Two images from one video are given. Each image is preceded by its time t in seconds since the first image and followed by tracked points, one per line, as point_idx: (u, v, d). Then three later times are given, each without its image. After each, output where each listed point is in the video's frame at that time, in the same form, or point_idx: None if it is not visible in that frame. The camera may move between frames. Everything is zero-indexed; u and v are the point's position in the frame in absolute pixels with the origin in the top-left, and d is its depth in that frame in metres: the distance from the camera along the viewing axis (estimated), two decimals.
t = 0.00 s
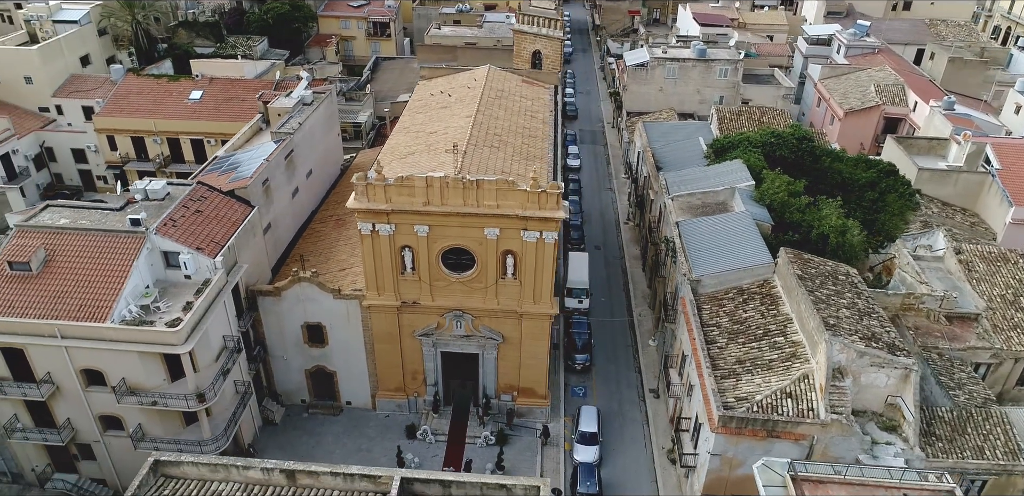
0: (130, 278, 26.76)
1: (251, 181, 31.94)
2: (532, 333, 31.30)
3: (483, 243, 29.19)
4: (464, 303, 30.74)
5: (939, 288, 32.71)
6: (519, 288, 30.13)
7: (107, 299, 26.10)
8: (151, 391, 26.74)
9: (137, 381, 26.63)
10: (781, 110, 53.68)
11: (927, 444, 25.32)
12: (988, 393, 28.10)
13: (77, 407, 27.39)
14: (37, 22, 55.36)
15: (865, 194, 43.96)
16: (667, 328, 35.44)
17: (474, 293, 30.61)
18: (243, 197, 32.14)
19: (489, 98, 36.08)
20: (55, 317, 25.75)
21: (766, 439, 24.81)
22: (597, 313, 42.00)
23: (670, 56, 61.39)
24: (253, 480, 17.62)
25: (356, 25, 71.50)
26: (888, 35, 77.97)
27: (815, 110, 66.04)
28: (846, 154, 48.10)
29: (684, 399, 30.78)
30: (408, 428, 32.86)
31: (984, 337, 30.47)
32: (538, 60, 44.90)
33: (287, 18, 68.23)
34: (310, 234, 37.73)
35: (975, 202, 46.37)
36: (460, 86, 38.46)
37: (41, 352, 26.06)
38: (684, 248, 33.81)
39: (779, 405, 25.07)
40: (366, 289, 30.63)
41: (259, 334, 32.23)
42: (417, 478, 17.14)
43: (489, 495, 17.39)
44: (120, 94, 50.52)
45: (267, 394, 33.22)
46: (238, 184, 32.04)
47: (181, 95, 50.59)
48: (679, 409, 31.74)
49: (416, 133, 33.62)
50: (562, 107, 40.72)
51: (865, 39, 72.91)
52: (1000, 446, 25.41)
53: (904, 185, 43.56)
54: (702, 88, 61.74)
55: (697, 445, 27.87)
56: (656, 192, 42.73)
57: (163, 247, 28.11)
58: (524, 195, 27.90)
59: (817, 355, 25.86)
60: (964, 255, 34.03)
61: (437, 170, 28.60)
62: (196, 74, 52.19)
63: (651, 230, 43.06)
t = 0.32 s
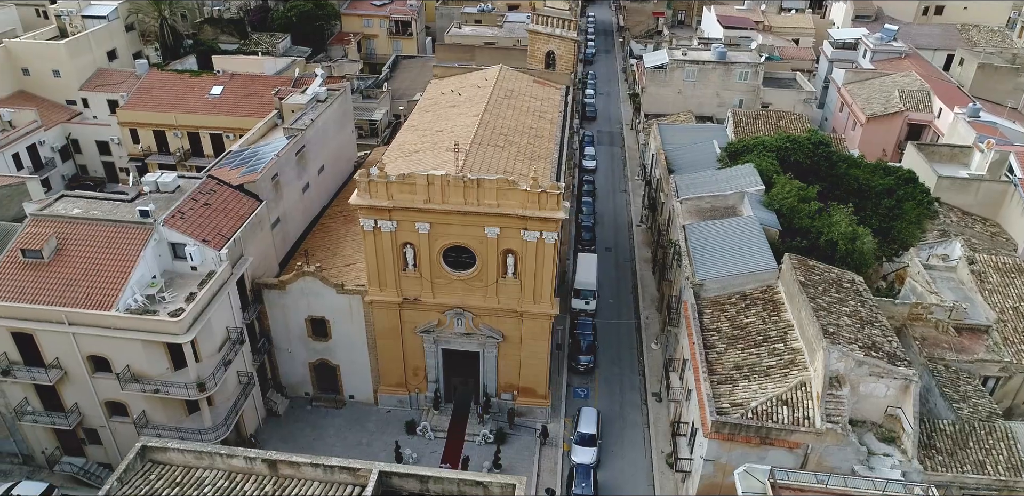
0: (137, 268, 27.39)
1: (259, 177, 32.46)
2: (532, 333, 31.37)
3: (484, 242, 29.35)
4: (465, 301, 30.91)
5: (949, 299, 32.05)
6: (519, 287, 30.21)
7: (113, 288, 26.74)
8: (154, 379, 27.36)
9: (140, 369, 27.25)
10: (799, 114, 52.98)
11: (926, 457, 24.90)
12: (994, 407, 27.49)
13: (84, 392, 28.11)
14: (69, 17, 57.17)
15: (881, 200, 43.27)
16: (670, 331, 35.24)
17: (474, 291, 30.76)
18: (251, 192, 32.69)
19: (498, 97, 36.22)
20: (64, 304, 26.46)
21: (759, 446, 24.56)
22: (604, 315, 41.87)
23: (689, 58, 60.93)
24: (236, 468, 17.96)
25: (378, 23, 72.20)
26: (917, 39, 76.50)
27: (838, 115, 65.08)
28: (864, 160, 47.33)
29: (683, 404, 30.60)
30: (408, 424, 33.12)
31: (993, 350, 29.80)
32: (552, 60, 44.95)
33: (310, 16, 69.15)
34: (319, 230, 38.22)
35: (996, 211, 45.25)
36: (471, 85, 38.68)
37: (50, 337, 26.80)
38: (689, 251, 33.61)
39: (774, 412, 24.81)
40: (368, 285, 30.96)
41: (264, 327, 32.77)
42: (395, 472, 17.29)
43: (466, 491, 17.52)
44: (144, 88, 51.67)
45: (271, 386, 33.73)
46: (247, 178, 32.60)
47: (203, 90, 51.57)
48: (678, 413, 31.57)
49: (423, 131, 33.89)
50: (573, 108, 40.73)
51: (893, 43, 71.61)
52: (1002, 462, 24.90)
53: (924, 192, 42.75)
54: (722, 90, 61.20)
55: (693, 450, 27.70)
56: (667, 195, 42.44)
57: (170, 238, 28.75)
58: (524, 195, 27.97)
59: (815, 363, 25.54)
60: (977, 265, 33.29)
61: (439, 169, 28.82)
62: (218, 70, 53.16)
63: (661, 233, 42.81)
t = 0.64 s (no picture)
0: (144, 259, 28.04)
1: (268, 171, 32.96)
2: (531, 333, 31.43)
3: (484, 241, 29.48)
4: (465, 299, 31.08)
5: (959, 310, 31.42)
6: (520, 287, 30.28)
7: (120, 278, 27.41)
8: (158, 367, 27.98)
9: (144, 357, 27.89)
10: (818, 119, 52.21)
11: (923, 470, 24.49)
12: (998, 421, 26.88)
13: (91, 379, 28.85)
14: (97, 12, 58.52)
15: (896, 208, 42.64)
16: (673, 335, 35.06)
17: (475, 290, 30.91)
18: (259, 187, 33.21)
19: (506, 97, 36.33)
20: (72, 292, 27.19)
21: (752, 452, 24.33)
22: (611, 317, 41.74)
23: (708, 61, 60.37)
24: (220, 456, 18.34)
25: (400, 22, 72.75)
26: (946, 45, 74.88)
27: (861, 121, 64.01)
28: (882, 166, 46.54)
29: (682, 408, 30.40)
30: (408, 419, 33.40)
31: (1001, 363, 29.13)
32: (566, 61, 44.95)
33: (333, 14, 69.91)
34: (328, 225, 38.67)
35: (1017, 222, 44.08)
36: (481, 85, 38.84)
37: (59, 324, 27.57)
38: (693, 254, 33.40)
39: (768, 419, 24.56)
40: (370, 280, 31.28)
41: (270, 320, 33.28)
42: (373, 465, 17.46)
43: (443, 487, 17.65)
44: (167, 83, 52.75)
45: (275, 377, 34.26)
46: (256, 173, 33.14)
47: (223, 86, 52.48)
48: (677, 417, 31.38)
49: (430, 129, 34.14)
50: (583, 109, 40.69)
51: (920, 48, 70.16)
52: (1001, 478, 24.39)
53: (941, 202, 42.22)
54: (741, 94, 60.59)
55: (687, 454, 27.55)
56: (677, 198, 42.17)
57: (177, 230, 29.38)
58: (523, 195, 28.03)
59: (812, 371, 25.23)
60: (990, 276, 32.56)
61: (440, 167, 29.01)
62: (238, 66, 54.07)
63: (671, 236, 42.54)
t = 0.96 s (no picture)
0: (150, 250, 28.67)
1: (276, 167, 33.48)
2: (531, 333, 31.49)
3: (484, 240, 29.63)
4: (465, 297, 31.25)
5: (967, 321, 30.82)
6: (519, 286, 30.36)
7: (127, 268, 28.07)
8: (161, 356, 28.60)
9: (148, 346, 28.53)
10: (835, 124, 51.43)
11: (919, 483, 24.06)
12: (1001, 436, 26.31)
13: (98, 366, 29.58)
14: (124, 8, 59.84)
15: (913, 215, 41.86)
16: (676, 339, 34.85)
17: (475, 288, 31.07)
18: (267, 182, 33.72)
19: (514, 97, 36.44)
20: (80, 281, 27.93)
21: (743, 459, 24.11)
22: (617, 319, 41.63)
23: (727, 63, 59.73)
24: (206, 445, 18.86)
25: (421, 21, 73.22)
26: (976, 50, 73.23)
27: (883, 126, 62.87)
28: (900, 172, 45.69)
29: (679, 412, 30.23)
30: (407, 416, 33.66)
31: (1008, 377, 28.47)
32: (579, 62, 44.89)
33: (355, 12, 70.59)
34: (337, 221, 39.11)
35: None
36: (491, 84, 39.00)
37: (67, 311, 28.32)
38: (696, 258, 33.20)
39: (761, 426, 24.33)
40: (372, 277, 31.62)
41: (275, 313, 33.78)
42: (351, 458, 17.81)
43: (419, 482, 17.88)
44: (188, 78, 53.75)
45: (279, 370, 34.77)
46: (264, 168, 33.67)
47: (243, 82, 53.33)
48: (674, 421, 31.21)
49: (436, 127, 34.38)
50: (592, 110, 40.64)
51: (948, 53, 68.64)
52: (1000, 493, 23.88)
53: (960, 210, 41.38)
54: (760, 97, 59.92)
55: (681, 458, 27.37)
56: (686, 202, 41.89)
57: (184, 223, 30.00)
58: (523, 195, 28.13)
59: (807, 378, 24.94)
60: (1001, 287, 31.83)
61: (442, 166, 29.24)
62: (258, 63, 54.89)
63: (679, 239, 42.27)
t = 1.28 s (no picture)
0: (157, 242, 29.29)
1: (283, 163, 33.99)
2: (529, 332, 31.56)
3: (483, 239, 29.77)
4: (464, 295, 31.41)
5: (974, 333, 30.24)
6: (517, 286, 30.44)
7: (133, 258, 28.71)
8: (165, 346, 29.22)
9: (152, 336, 29.16)
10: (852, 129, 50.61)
11: None
12: (1002, 450, 25.77)
13: (105, 354, 30.30)
14: (149, 5, 61.17)
15: (927, 224, 41.09)
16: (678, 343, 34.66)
17: (475, 286, 31.21)
18: (275, 177, 34.22)
19: (521, 97, 36.54)
20: (88, 270, 28.64)
21: (733, 465, 23.92)
22: (622, 321, 41.50)
23: (746, 67, 59.09)
24: (192, 434, 19.43)
25: (441, 21, 73.69)
26: (1005, 57, 71.54)
27: (905, 133, 61.80)
28: (917, 179, 44.86)
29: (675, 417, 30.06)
30: (407, 412, 33.96)
31: (1014, 391, 27.84)
32: (591, 63, 44.77)
33: (375, 11, 71.21)
34: (345, 217, 39.54)
35: None
36: (500, 84, 39.15)
37: (75, 299, 29.06)
38: (699, 262, 33.00)
39: (752, 432, 24.12)
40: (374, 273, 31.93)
41: (279, 307, 34.26)
42: (330, 451, 18.18)
43: (395, 475, 18.15)
44: (209, 74, 54.71)
45: (283, 363, 35.27)
46: (272, 164, 34.20)
47: (261, 79, 54.10)
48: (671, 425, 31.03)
49: (442, 126, 34.62)
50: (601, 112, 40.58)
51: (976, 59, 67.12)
52: None
53: (978, 219, 40.48)
54: (778, 101, 59.19)
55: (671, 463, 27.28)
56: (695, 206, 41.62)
57: (190, 216, 30.62)
58: (521, 195, 28.22)
59: (801, 386, 24.65)
60: (1011, 299, 31.10)
61: (442, 165, 29.46)
62: (277, 60, 55.68)
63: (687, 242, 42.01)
